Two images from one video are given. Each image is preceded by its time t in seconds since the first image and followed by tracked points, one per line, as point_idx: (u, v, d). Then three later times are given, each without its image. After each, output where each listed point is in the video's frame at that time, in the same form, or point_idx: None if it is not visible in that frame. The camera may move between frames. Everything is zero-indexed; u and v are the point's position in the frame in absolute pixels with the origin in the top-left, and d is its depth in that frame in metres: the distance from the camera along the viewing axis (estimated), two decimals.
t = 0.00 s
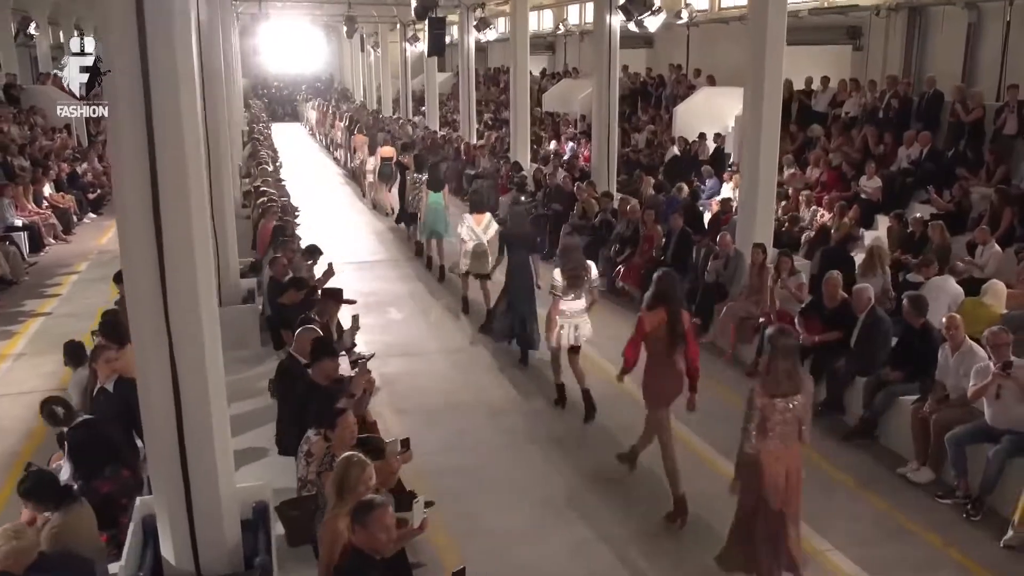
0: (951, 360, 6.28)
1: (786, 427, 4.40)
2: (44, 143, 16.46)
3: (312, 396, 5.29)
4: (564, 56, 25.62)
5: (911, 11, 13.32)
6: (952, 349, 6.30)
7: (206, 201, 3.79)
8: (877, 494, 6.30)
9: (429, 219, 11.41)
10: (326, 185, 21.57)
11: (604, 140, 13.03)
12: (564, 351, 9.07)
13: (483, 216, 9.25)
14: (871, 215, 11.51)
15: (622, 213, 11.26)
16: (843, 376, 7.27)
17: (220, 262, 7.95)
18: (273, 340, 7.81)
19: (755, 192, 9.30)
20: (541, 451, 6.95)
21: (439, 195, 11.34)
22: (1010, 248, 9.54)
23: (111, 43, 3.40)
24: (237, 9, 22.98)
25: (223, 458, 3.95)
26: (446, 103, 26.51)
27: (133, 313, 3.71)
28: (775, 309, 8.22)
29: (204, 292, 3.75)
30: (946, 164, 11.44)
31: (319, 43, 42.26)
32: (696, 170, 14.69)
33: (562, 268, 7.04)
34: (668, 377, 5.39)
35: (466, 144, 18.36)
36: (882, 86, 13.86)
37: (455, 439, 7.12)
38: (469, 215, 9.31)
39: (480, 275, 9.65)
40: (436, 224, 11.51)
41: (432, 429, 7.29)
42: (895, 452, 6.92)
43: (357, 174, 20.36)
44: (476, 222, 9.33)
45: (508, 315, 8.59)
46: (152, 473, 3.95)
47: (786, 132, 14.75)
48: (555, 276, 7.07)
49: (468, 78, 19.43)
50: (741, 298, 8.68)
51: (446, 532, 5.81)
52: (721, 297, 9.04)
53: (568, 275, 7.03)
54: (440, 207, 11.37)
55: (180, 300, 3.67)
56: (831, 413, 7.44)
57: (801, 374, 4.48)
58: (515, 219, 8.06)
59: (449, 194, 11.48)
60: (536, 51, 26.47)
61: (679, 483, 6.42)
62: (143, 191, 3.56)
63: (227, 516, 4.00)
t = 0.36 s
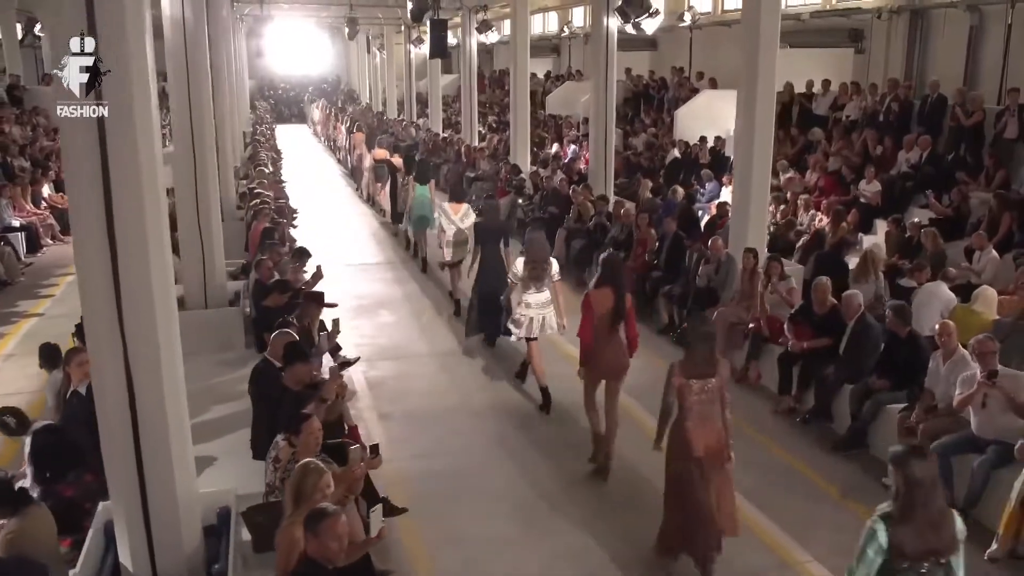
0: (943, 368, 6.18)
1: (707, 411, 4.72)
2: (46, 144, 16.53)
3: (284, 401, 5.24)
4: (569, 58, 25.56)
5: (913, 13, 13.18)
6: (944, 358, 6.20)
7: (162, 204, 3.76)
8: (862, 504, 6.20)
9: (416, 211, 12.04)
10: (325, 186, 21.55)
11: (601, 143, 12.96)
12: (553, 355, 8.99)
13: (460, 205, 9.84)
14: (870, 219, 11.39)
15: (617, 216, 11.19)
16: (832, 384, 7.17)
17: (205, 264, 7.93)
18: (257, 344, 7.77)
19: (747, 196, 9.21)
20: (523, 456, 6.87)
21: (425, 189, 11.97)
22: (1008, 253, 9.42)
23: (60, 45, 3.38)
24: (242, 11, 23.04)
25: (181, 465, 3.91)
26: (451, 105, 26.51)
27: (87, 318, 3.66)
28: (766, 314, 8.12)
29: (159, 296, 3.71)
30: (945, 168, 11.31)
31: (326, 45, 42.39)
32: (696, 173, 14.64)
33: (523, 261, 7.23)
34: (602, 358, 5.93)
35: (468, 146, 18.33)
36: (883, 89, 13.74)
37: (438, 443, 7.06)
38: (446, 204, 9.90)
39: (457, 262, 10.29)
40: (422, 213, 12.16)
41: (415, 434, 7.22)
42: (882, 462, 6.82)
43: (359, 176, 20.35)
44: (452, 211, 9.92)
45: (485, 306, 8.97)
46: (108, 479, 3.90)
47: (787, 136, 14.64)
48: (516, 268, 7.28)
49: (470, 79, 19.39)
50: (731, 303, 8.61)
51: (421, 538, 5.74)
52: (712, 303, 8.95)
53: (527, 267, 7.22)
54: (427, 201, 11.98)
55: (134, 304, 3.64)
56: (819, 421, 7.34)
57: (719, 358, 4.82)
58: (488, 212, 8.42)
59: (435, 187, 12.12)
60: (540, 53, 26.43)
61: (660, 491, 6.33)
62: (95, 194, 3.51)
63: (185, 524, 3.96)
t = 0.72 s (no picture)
0: (937, 371, 6.08)
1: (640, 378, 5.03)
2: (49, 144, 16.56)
3: (259, 401, 5.20)
4: (575, 57, 25.49)
5: (916, 11, 13.05)
6: (939, 361, 6.11)
7: (123, 203, 3.75)
8: (850, 511, 6.09)
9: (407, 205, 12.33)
10: (328, 185, 21.52)
11: (600, 142, 12.87)
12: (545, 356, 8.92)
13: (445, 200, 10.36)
14: (871, 219, 11.24)
15: (614, 216, 11.11)
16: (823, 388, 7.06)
17: (194, 264, 7.92)
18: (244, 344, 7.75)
19: (742, 196, 9.13)
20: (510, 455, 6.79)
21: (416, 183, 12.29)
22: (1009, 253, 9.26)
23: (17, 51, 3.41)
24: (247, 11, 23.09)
25: (145, 466, 3.88)
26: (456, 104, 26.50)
27: (45, 319, 3.66)
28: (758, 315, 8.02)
29: (120, 295, 3.70)
30: (946, 167, 11.16)
31: (334, 46, 42.56)
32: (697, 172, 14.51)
33: (497, 242, 7.60)
34: (557, 341, 6.35)
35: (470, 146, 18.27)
36: (886, 88, 13.59)
37: (424, 444, 6.99)
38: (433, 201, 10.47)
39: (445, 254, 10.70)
40: (413, 203, 12.53)
41: (402, 433, 7.15)
42: (873, 467, 6.71)
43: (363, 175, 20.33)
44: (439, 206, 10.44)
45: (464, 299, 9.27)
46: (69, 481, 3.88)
47: (789, 135, 14.48)
48: (491, 248, 7.64)
49: (474, 79, 19.36)
50: (725, 304, 8.53)
51: (400, 538, 5.66)
52: (706, 303, 8.85)
53: (502, 247, 7.58)
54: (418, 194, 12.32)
55: (92, 304, 3.63)
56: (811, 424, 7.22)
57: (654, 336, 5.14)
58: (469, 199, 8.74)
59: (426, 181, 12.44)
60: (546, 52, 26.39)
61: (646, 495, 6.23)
62: (53, 196, 3.53)
63: (150, 526, 3.93)
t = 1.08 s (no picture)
0: (927, 375, 5.97)
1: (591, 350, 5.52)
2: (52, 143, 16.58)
3: (235, 405, 5.17)
4: (582, 56, 25.35)
5: (921, 9, 12.88)
6: (929, 365, 5.99)
7: (82, 207, 3.73)
8: (836, 518, 6.00)
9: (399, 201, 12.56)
10: (331, 184, 21.55)
11: (600, 142, 12.78)
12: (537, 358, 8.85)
13: (433, 195, 10.62)
14: (871, 220, 11.11)
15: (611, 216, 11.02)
16: (813, 392, 6.96)
17: (183, 265, 7.91)
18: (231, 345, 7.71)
19: (737, 198, 9.04)
20: (495, 458, 6.73)
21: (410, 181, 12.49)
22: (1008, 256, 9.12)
23: None
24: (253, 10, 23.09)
25: (107, 471, 3.85)
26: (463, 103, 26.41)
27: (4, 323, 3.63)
28: (750, 317, 7.92)
29: (78, 300, 3.68)
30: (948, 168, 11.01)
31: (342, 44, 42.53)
32: (697, 172, 14.42)
33: (475, 235, 7.90)
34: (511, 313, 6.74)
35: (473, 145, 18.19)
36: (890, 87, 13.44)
37: (409, 446, 6.94)
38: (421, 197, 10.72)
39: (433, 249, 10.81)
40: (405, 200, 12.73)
41: (387, 435, 7.11)
42: (862, 472, 6.61)
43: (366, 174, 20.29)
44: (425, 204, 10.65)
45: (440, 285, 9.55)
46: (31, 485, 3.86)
47: (791, 133, 14.30)
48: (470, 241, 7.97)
49: (477, 78, 19.27)
50: (718, 306, 8.44)
51: (378, 542, 5.61)
52: (700, 305, 8.77)
53: (479, 239, 7.89)
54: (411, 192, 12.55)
55: (49, 308, 3.60)
56: (800, 429, 7.13)
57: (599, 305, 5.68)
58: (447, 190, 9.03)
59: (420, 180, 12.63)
60: (554, 51, 26.27)
61: (629, 502, 6.14)
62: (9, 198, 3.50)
63: (113, 530, 3.91)
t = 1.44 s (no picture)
0: (913, 383, 5.88)
1: (547, 330, 6.26)
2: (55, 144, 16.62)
3: (208, 409, 5.13)
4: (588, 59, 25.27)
5: (923, 12, 12.75)
6: (916, 373, 5.90)
7: (40, 208, 3.72)
8: (820, 528, 5.91)
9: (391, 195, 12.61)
10: (335, 186, 21.60)
11: (598, 146, 12.71)
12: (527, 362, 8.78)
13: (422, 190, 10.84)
14: (870, 224, 10.99)
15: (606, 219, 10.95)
16: (801, 399, 6.87)
17: (170, 267, 7.91)
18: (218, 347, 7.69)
19: (731, 202, 8.96)
20: (479, 463, 6.67)
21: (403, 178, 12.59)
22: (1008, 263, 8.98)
23: None
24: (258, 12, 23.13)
25: (67, 474, 3.82)
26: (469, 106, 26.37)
27: None
28: (740, 322, 7.84)
29: (36, 301, 3.67)
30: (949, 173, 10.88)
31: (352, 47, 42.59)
32: (698, 175, 14.32)
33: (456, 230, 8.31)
34: (487, 299, 7.44)
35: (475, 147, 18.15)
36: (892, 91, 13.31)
37: (393, 451, 6.90)
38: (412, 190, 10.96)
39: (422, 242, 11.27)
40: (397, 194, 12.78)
41: (372, 439, 7.07)
42: (849, 481, 6.52)
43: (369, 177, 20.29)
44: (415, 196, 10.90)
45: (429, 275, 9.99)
46: None
47: (793, 136, 14.17)
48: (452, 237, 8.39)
49: (481, 80, 19.23)
50: (709, 311, 8.37)
51: (355, 548, 5.56)
52: (692, 310, 8.69)
53: (461, 236, 8.26)
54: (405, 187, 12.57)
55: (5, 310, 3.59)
56: (788, 436, 7.05)
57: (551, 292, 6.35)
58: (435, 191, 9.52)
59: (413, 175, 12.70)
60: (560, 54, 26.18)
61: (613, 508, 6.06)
62: None
63: (74, 533, 3.87)
